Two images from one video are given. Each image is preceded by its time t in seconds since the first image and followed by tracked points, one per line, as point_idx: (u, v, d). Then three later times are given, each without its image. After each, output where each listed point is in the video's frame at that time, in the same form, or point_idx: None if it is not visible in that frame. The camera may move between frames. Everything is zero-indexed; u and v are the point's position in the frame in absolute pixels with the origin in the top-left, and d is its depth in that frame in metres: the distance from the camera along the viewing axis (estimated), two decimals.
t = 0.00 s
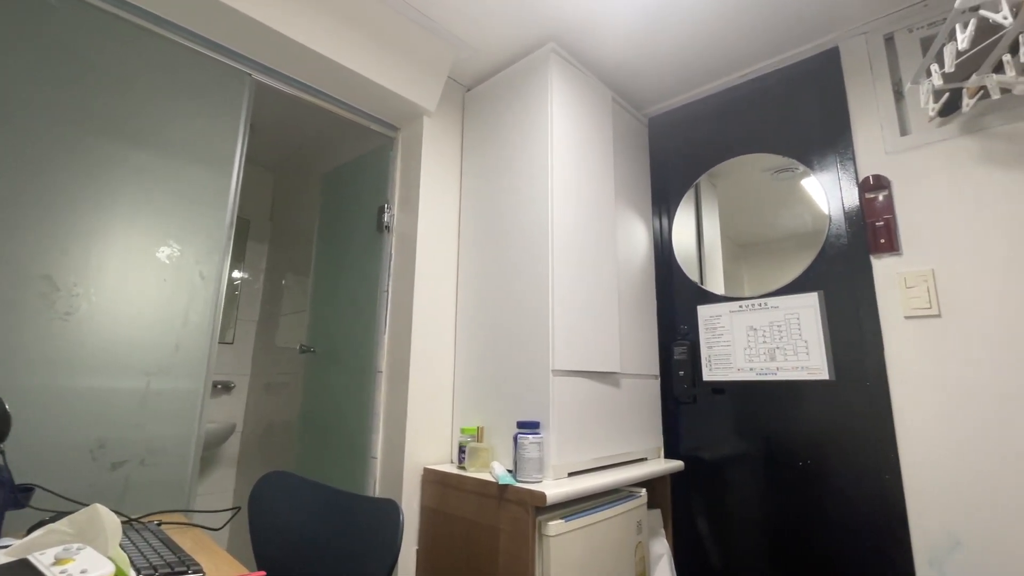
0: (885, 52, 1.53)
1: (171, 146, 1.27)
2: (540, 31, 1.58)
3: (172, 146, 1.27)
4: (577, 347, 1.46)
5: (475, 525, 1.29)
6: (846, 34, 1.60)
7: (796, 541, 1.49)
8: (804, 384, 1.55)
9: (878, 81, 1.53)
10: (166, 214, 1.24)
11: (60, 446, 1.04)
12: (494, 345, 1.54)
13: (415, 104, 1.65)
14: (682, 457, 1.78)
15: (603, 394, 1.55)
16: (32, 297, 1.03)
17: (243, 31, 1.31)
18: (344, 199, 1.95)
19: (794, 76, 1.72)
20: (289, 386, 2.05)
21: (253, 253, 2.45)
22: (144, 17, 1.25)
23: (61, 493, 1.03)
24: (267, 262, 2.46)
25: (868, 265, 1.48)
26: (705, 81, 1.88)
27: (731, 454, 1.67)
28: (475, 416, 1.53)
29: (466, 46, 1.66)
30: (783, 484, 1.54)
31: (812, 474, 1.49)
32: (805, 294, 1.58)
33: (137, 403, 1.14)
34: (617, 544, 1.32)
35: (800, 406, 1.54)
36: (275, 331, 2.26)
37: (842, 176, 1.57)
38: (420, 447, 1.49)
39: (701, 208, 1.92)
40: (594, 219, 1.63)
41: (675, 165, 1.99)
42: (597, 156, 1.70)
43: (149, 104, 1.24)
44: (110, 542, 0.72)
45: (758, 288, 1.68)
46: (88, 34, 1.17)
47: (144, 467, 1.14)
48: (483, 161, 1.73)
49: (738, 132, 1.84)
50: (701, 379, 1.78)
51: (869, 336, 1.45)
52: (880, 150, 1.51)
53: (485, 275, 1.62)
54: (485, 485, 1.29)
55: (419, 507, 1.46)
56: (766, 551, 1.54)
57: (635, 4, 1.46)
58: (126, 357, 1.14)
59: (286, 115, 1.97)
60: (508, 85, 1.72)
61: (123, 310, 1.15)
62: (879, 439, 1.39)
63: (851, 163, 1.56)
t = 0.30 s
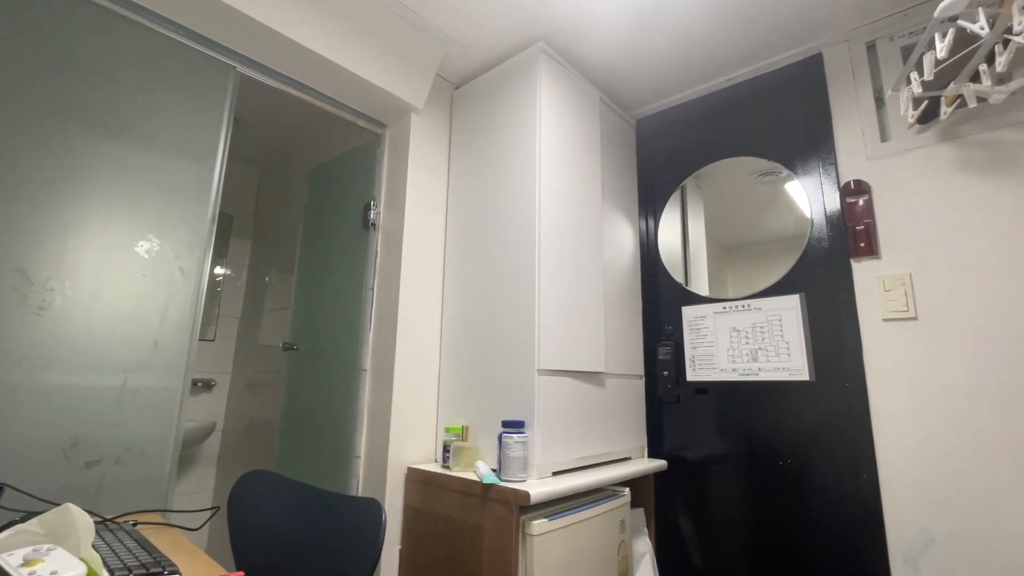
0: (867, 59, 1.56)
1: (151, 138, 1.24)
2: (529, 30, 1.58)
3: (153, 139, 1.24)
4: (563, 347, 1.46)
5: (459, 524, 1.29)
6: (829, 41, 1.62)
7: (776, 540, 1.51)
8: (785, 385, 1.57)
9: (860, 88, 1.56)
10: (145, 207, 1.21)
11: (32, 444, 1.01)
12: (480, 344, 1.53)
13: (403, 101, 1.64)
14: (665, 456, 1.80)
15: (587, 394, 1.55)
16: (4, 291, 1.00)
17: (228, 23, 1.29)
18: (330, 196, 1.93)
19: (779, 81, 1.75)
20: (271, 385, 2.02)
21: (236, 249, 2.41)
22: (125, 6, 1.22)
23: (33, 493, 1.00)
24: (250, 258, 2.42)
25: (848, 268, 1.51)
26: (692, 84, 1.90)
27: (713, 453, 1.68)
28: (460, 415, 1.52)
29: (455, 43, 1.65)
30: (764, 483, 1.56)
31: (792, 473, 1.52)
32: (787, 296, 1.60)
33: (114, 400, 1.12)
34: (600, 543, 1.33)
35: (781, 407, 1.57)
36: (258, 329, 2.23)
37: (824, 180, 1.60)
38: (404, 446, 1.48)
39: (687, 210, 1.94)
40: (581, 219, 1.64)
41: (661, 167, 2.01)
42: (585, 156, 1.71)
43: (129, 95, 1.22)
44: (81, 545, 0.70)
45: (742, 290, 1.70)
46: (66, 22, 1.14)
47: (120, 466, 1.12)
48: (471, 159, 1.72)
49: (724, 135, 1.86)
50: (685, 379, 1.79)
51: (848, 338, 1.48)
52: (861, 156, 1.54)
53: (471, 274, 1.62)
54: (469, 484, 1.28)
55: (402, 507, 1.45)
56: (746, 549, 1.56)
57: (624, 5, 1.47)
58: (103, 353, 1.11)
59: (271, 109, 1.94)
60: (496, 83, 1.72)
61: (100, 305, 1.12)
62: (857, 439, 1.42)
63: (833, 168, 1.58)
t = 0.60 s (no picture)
0: (847, 67, 1.59)
1: (129, 131, 1.21)
2: (518, 30, 1.58)
3: (130, 132, 1.21)
4: (547, 347, 1.46)
5: (441, 525, 1.28)
6: (811, 48, 1.65)
7: (754, 539, 1.54)
8: (765, 386, 1.59)
9: (840, 95, 1.59)
10: (121, 202, 1.18)
11: None
12: (464, 343, 1.53)
13: (390, 99, 1.63)
14: (648, 457, 1.81)
15: (571, 395, 1.56)
16: None
17: (211, 16, 1.26)
18: (313, 192, 1.91)
19: (763, 87, 1.77)
20: (251, 384, 1.99)
21: (217, 245, 2.36)
22: None
23: None
24: (231, 255, 2.38)
25: (827, 272, 1.54)
26: (677, 87, 1.92)
27: (695, 454, 1.70)
28: (443, 415, 1.52)
29: (443, 41, 1.64)
30: (744, 483, 1.59)
31: (771, 473, 1.54)
32: (768, 299, 1.63)
33: (87, 399, 1.09)
34: (581, 543, 1.33)
35: (761, 408, 1.59)
36: (239, 326, 2.19)
37: (805, 186, 1.62)
38: (386, 446, 1.47)
39: (672, 212, 1.96)
40: (566, 219, 1.64)
41: (647, 169, 2.02)
42: (571, 157, 1.72)
43: (106, 86, 1.19)
44: (50, 547, 0.68)
45: (724, 292, 1.72)
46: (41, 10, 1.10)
47: (92, 466, 1.09)
48: (457, 158, 1.72)
49: (708, 139, 1.88)
50: (668, 380, 1.81)
51: (826, 341, 1.50)
52: (841, 162, 1.57)
53: (456, 273, 1.61)
54: (451, 485, 1.28)
55: (383, 508, 1.44)
56: (726, 548, 1.59)
57: (612, 8, 1.48)
58: (75, 350, 1.08)
59: (254, 103, 1.90)
60: (484, 83, 1.71)
61: (73, 301, 1.09)
62: (834, 440, 1.45)
63: (814, 174, 1.61)
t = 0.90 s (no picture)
0: (829, 75, 1.62)
1: (105, 123, 1.18)
2: (506, 29, 1.58)
3: (107, 124, 1.18)
4: (531, 348, 1.46)
5: (423, 526, 1.27)
6: (794, 55, 1.68)
7: (734, 539, 1.55)
8: (746, 388, 1.61)
9: (822, 102, 1.62)
10: (97, 195, 1.15)
11: None
12: (448, 343, 1.52)
13: (376, 96, 1.61)
14: (631, 457, 1.82)
15: (555, 395, 1.56)
16: None
17: (192, 8, 1.24)
18: (297, 189, 1.88)
19: (747, 92, 1.80)
20: (231, 383, 1.95)
21: (197, 241, 2.32)
22: None
23: None
24: (211, 252, 2.33)
25: (808, 275, 1.56)
26: (664, 91, 1.94)
27: (677, 454, 1.72)
28: (426, 415, 1.51)
29: (431, 39, 1.63)
30: (725, 484, 1.60)
31: (751, 474, 1.56)
32: (750, 302, 1.65)
33: (58, 398, 1.06)
34: (564, 543, 1.33)
35: (742, 409, 1.61)
36: (219, 324, 2.15)
37: (787, 190, 1.65)
38: (369, 446, 1.46)
39: (657, 215, 1.97)
40: (552, 219, 1.64)
41: (633, 171, 2.04)
42: (557, 157, 1.72)
43: (82, 77, 1.16)
44: (16, 552, 0.66)
45: (707, 295, 1.74)
46: None
47: (63, 467, 1.06)
48: (444, 157, 1.71)
49: (694, 142, 1.90)
50: (651, 381, 1.82)
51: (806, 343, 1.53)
52: (822, 168, 1.59)
53: (441, 273, 1.60)
54: (434, 485, 1.27)
55: (365, 509, 1.42)
56: (707, 548, 1.60)
57: (600, 10, 1.48)
58: (46, 347, 1.06)
59: (237, 97, 1.87)
60: (471, 81, 1.71)
61: (45, 297, 1.06)
62: (813, 441, 1.47)
63: (796, 179, 1.64)
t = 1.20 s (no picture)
0: (812, 81, 1.65)
1: (82, 115, 1.16)
2: (496, 28, 1.57)
3: (83, 116, 1.16)
4: (517, 348, 1.46)
5: (406, 527, 1.26)
6: (779, 61, 1.71)
7: (715, 538, 1.57)
8: (729, 389, 1.63)
9: (805, 108, 1.65)
10: (72, 188, 1.13)
11: None
12: (433, 342, 1.51)
13: (363, 93, 1.60)
14: (615, 457, 1.83)
15: (540, 396, 1.56)
16: None
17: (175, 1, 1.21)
18: (282, 186, 1.86)
19: (732, 97, 1.82)
20: (212, 381, 1.92)
21: (178, 237, 2.27)
22: None
23: None
24: (192, 248, 2.29)
25: (790, 278, 1.59)
26: (651, 94, 1.95)
27: (661, 455, 1.73)
28: (411, 415, 1.50)
29: (419, 37, 1.62)
30: (707, 484, 1.62)
31: (733, 474, 1.58)
32: (733, 304, 1.67)
33: (29, 395, 1.03)
34: (547, 544, 1.33)
35: (725, 410, 1.63)
36: (200, 322, 2.12)
37: (771, 195, 1.67)
38: (352, 446, 1.44)
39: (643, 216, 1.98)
40: (539, 219, 1.64)
41: (620, 173, 2.05)
42: (545, 158, 1.72)
43: (59, 69, 1.14)
44: None
45: (692, 297, 1.75)
46: None
47: (34, 467, 1.03)
48: (431, 155, 1.70)
49: (680, 145, 1.92)
50: (636, 381, 1.83)
51: (788, 345, 1.55)
52: (805, 173, 1.62)
53: (427, 272, 1.59)
54: (417, 486, 1.26)
55: (347, 509, 1.41)
56: (688, 548, 1.62)
57: (589, 11, 1.49)
58: (17, 343, 1.03)
59: (221, 91, 1.84)
60: (459, 80, 1.70)
61: (16, 291, 1.04)
62: (794, 442, 1.49)
63: (779, 184, 1.66)
